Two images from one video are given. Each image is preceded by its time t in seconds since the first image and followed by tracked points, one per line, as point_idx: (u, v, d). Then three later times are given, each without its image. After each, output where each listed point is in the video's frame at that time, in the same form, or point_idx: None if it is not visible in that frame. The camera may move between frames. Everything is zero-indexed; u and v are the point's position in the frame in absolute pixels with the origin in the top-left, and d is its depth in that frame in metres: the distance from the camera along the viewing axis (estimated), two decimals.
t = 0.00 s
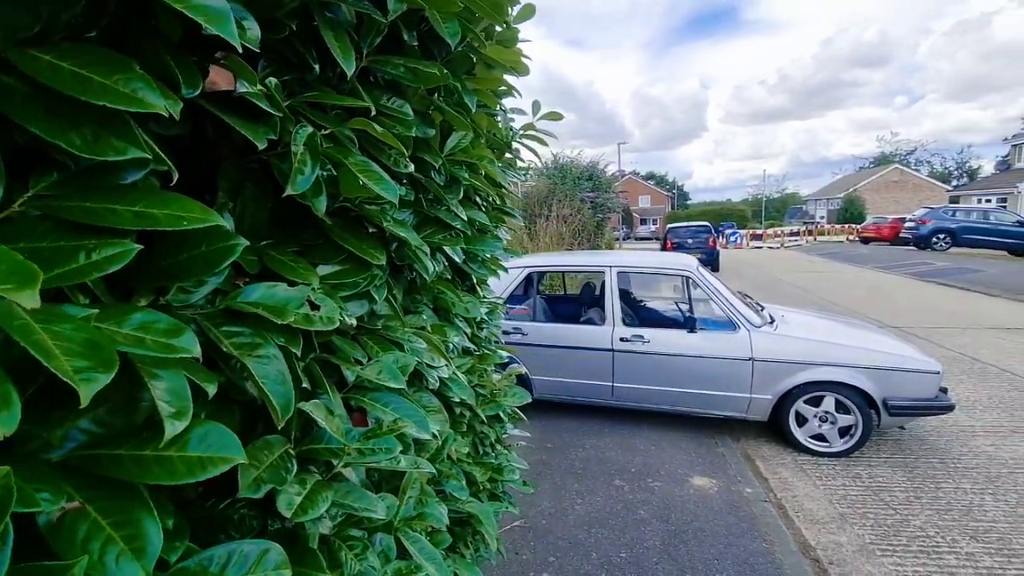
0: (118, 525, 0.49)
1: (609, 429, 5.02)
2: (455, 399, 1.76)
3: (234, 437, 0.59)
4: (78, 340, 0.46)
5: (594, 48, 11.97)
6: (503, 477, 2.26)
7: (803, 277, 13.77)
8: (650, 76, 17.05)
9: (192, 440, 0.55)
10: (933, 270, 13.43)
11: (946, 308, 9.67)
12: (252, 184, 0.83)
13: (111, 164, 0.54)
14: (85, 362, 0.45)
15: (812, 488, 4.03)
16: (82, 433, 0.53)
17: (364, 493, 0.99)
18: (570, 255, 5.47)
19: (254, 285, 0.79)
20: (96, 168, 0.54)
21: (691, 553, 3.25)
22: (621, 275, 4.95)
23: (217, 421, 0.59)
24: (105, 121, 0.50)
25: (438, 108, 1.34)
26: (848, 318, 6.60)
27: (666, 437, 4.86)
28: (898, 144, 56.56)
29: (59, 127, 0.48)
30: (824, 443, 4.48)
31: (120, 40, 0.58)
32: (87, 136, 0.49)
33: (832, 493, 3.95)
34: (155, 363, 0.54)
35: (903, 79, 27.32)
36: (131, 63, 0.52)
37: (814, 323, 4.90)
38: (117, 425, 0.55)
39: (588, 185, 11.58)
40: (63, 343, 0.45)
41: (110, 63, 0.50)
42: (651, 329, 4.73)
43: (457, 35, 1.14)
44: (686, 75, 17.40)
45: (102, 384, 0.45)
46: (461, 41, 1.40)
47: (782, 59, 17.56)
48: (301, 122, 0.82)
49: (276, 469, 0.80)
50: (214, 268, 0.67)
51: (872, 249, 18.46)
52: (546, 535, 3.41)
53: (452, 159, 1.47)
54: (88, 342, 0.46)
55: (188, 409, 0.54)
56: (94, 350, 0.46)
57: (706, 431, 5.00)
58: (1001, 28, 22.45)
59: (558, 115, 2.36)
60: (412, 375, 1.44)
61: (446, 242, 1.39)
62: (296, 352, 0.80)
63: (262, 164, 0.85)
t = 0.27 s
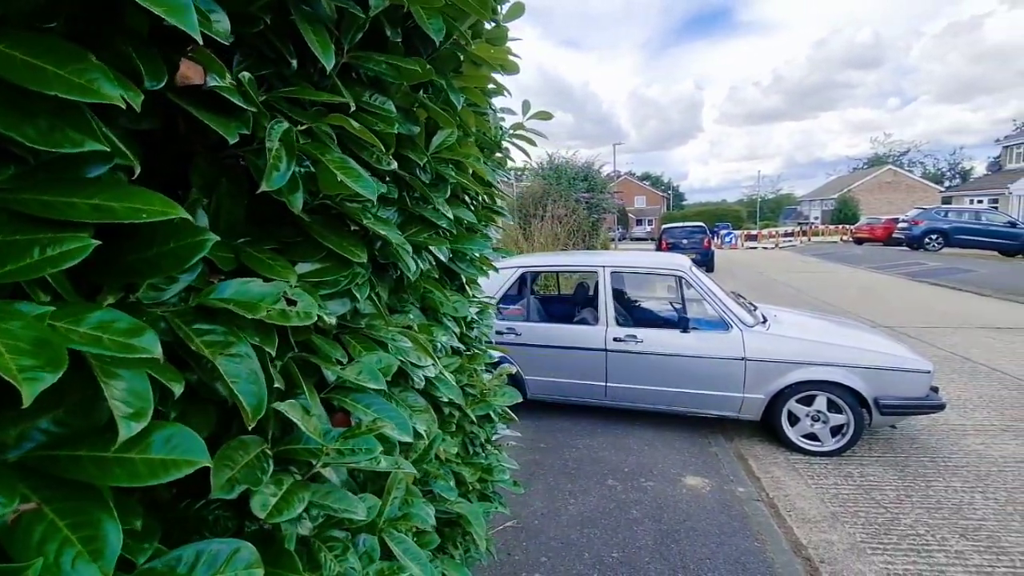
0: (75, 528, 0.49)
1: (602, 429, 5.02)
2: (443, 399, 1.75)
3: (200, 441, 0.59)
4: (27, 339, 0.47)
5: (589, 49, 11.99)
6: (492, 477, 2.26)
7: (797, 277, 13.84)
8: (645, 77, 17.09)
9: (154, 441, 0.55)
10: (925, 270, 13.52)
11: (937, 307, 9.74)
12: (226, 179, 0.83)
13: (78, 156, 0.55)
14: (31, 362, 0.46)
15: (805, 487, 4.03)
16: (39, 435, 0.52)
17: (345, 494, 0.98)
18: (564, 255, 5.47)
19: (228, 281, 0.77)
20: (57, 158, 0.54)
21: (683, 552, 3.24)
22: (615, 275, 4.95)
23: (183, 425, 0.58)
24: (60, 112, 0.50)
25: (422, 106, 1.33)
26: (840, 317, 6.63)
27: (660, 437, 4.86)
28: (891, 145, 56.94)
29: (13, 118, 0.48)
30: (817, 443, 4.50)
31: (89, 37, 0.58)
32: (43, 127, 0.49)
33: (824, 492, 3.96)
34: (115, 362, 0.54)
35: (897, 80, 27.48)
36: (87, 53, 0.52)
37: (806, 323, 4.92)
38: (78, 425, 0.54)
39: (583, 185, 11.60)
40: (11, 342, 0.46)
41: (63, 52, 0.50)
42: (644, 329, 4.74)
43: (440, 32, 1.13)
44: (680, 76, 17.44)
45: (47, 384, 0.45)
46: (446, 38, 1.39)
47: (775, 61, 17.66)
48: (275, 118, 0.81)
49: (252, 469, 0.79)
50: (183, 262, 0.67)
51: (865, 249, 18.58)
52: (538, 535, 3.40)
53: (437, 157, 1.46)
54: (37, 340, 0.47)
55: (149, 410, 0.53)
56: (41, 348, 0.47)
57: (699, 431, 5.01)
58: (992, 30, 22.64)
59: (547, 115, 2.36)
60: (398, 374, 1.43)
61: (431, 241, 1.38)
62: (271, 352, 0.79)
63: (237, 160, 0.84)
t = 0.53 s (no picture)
0: (32, 523, 0.50)
1: (597, 428, 5.01)
2: (432, 397, 1.74)
3: (165, 435, 0.59)
4: None
5: (587, 48, 12.00)
6: (483, 476, 2.25)
7: (793, 278, 13.87)
8: (643, 77, 17.10)
9: (117, 435, 0.56)
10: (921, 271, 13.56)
11: (932, 308, 9.78)
12: (203, 170, 0.82)
13: (45, 144, 0.55)
14: None
15: (798, 487, 4.04)
16: None
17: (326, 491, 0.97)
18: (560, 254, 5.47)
19: (204, 274, 0.76)
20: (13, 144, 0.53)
21: (676, 552, 3.24)
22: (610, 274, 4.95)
23: (147, 418, 0.59)
24: (16, 98, 0.50)
25: (409, 100, 1.32)
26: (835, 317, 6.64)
27: (654, 436, 4.86)
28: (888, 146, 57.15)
29: None
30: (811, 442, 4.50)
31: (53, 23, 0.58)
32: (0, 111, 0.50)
33: (818, 492, 3.96)
34: (79, 353, 0.54)
35: (894, 82, 27.56)
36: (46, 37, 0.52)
37: (801, 323, 4.92)
38: (39, 418, 0.55)
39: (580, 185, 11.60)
40: None
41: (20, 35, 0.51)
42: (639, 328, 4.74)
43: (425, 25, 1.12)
44: (678, 77, 17.47)
45: None
46: (434, 33, 1.38)
47: (772, 62, 17.72)
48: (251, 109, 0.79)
49: (227, 464, 0.78)
50: (153, 253, 0.66)
51: (861, 250, 18.63)
52: (532, 534, 3.40)
53: (425, 153, 1.45)
54: None
55: (111, 401, 0.54)
56: None
57: (693, 430, 5.01)
58: (988, 32, 22.74)
59: (540, 111, 2.36)
60: (384, 372, 1.41)
61: (419, 237, 1.36)
62: (247, 347, 0.78)
63: (214, 151, 0.83)
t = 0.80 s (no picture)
0: None
1: (591, 428, 5.01)
2: (421, 395, 1.73)
3: (128, 423, 0.60)
4: None
5: (585, 48, 12.02)
6: (474, 475, 2.24)
7: (789, 279, 13.91)
8: (641, 78, 17.12)
9: (79, 425, 0.56)
10: (916, 273, 13.61)
11: (927, 309, 9.81)
12: (179, 162, 0.81)
13: (7, 131, 0.55)
14: None
15: (792, 487, 4.04)
16: None
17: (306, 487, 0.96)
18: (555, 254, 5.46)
19: (180, 265, 0.76)
20: None
21: (669, 552, 3.23)
22: (605, 274, 4.95)
23: (112, 407, 0.60)
24: None
25: (395, 95, 1.31)
26: (830, 318, 6.65)
27: (649, 437, 4.86)
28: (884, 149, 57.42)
29: None
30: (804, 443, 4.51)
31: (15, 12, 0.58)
32: None
33: (810, 492, 3.96)
34: (40, 343, 0.55)
35: (890, 85, 27.71)
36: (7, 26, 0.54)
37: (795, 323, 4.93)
38: None
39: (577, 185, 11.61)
40: None
41: None
42: (633, 328, 4.74)
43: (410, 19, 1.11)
44: (676, 78, 17.50)
45: None
46: (422, 28, 1.37)
47: (769, 65, 17.79)
48: (227, 99, 0.78)
49: (201, 460, 0.77)
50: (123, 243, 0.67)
51: (857, 252, 18.69)
52: (524, 534, 3.39)
53: (413, 148, 1.44)
54: None
55: (72, 390, 0.54)
56: None
57: (688, 431, 5.01)
58: (984, 36, 22.86)
59: (532, 109, 2.35)
60: (371, 369, 1.40)
61: (405, 234, 1.35)
62: (222, 340, 0.77)
63: (191, 144, 0.82)
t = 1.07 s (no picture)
0: None
1: (585, 428, 5.02)
2: (408, 393, 1.73)
3: (89, 413, 0.60)
4: None
5: (583, 48, 12.03)
6: (463, 473, 2.24)
7: (785, 281, 13.95)
8: (639, 79, 17.15)
9: (41, 413, 0.57)
10: (912, 275, 13.66)
11: (921, 311, 9.86)
12: (156, 153, 0.81)
13: None
14: None
15: (784, 487, 4.05)
16: None
17: (286, 482, 0.96)
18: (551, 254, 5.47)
19: (155, 257, 0.76)
20: None
21: (661, 551, 3.23)
22: (599, 274, 4.96)
23: (74, 397, 0.60)
24: None
25: (380, 90, 1.30)
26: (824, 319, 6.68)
27: (642, 437, 4.86)
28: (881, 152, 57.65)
29: None
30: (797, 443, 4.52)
31: None
32: None
33: (802, 492, 3.97)
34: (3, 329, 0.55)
35: (887, 87, 27.83)
36: None
37: (789, 324, 4.93)
38: None
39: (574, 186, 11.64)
40: None
41: None
42: (627, 328, 4.74)
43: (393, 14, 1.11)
44: (674, 79, 17.54)
45: None
46: (408, 24, 1.36)
47: (767, 67, 17.86)
48: (202, 90, 0.78)
49: (175, 452, 0.77)
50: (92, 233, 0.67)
51: (853, 254, 18.75)
52: (516, 533, 3.39)
53: (400, 144, 1.43)
54: None
55: (36, 378, 0.55)
56: None
57: (681, 431, 5.02)
58: (981, 39, 22.96)
59: (524, 108, 2.35)
60: (357, 365, 1.40)
61: (391, 230, 1.35)
62: (197, 332, 0.76)
63: (167, 134, 0.82)
